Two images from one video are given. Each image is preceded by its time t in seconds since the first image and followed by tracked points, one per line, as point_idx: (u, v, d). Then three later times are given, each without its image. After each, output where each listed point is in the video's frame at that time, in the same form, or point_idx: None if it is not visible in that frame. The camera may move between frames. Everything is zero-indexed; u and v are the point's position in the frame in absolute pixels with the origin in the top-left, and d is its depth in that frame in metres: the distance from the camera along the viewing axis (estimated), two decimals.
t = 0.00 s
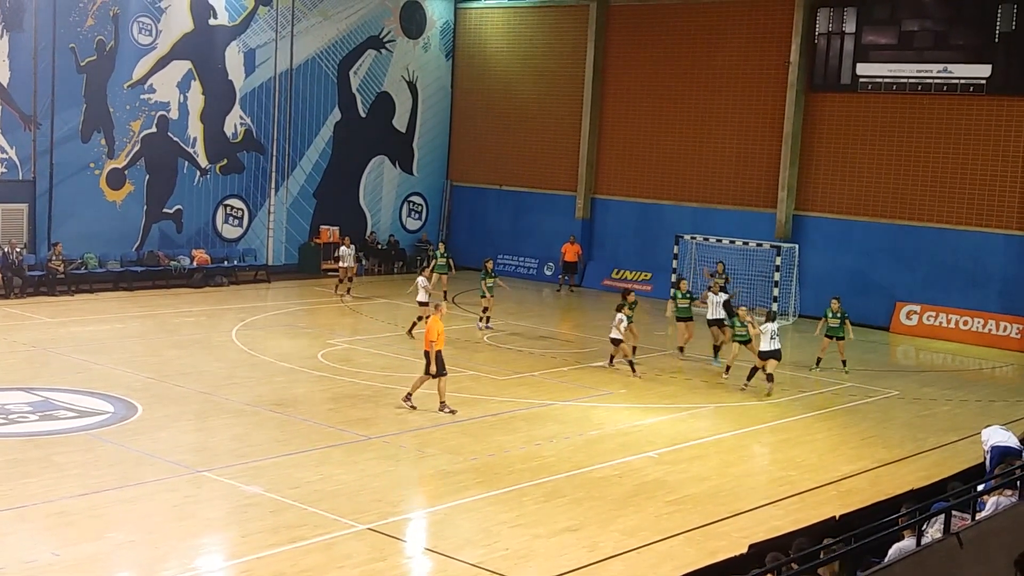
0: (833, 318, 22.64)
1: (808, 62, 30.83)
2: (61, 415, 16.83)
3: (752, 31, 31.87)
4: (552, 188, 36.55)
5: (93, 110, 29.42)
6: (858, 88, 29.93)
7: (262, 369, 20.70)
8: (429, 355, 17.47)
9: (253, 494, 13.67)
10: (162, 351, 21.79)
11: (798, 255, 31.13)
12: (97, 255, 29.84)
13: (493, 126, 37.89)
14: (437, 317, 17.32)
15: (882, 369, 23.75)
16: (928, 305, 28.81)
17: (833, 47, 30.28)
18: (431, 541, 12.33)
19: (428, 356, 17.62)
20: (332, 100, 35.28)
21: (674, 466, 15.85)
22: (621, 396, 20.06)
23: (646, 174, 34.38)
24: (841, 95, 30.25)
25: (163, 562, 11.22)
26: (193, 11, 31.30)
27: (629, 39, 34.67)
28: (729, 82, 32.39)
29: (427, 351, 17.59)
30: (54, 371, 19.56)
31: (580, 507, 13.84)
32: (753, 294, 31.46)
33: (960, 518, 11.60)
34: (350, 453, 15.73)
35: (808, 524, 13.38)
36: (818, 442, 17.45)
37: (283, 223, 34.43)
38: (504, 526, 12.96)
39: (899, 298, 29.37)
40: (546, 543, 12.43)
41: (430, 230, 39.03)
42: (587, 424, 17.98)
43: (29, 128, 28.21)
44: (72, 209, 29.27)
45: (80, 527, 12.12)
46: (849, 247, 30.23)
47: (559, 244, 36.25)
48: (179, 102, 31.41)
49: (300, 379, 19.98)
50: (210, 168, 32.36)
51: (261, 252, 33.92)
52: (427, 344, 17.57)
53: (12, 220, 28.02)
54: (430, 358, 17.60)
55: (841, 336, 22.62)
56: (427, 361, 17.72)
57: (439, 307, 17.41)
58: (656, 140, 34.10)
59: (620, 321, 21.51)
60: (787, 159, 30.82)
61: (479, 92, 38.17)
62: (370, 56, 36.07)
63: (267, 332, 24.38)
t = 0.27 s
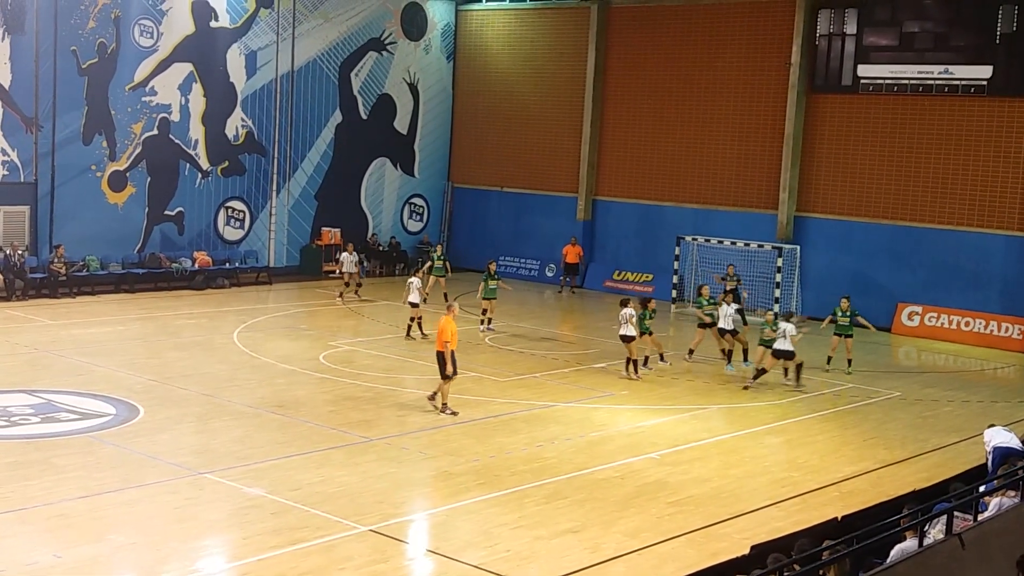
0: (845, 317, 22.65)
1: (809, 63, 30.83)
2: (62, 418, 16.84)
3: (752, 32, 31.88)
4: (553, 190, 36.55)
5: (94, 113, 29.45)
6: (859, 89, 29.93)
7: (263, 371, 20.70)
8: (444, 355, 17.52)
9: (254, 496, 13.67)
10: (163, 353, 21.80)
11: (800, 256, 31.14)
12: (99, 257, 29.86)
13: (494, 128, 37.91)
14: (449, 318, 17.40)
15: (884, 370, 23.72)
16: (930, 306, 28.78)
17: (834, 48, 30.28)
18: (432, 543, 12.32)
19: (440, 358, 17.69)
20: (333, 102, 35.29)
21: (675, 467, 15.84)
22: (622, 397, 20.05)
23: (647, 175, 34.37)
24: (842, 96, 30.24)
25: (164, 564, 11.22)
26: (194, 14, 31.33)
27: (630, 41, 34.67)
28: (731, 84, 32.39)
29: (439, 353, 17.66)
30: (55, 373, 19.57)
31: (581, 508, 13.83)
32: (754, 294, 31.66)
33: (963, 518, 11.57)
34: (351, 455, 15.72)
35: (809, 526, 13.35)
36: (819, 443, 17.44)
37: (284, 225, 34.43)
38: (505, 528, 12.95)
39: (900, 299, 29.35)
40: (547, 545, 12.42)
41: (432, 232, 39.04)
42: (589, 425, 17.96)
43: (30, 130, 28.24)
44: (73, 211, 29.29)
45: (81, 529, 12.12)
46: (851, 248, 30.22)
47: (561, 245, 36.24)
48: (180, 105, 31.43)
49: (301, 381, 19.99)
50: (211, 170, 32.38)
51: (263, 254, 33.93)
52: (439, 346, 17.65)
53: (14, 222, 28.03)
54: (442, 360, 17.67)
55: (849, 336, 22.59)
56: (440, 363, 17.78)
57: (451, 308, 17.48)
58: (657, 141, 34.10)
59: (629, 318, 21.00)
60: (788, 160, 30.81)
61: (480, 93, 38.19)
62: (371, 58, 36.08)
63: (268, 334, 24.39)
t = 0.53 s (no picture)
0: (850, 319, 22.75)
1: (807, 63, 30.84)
2: (58, 415, 16.82)
3: (750, 31, 31.89)
4: (550, 189, 36.55)
5: (91, 110, 29.41)
6: (857, 89, 29.93)
7: (260, 369, 20.69)
8: (454, 355, 17.47)
9: (250, 494, 13.66)
10: (160, 351, 21.78)
11: (797, 256, 31.14)
12: (96, 255, 29.83)
13: (491, 127, 37.92)
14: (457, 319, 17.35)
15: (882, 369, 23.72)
16: (926, 306, 28.83)
17: (832, 48, 30.29)
18: (428, 542, 12.33)
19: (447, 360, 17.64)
20: (331, 100, 35.28)
21: (671, 467, 15.85)
22: (619, 396, 20.06)
23: (644, 174, 34.37)
24: (839, 95, 30.26)
25: (160, 562, 11.21)
26: (192, 11, 31.31)
27: (628, 39, 34.67)
28: (728, 83, 32.38)
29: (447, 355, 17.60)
30: (52, 371, 19.55)
31: (578, 507, 13.84)
32: (751, 295, 31.47)
33: (959, 519, 11.58)
34: (347, 453, 15.71)
35: (805, 525, 13.36)
36: (815, 443, 17.45)
37: (282, 224, 34.44)
38: (502, 527, 12.95)
39: (897, 299, 29.38)
40: (543, 543, 12.42)
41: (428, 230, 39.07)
42: (585, 424, 17.97)
43: (28, 127, 28.20)
44: (70, 209, 29.26)
45: (77, 526, 12.11)
46: (848, 247, 30.24)
47: (558, 245, 36.24)
48: (178, 103, 31.41)
49: (297, 380, 19.97)
50: (208, 168, 32.36)
51: (259, 252, 33.94)
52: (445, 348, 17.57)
53: (11, 220, 27.98)
54: (450, 362, 17.60)
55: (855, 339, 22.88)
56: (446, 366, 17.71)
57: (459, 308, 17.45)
58: (655, 140, 34.11)
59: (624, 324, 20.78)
60: (786, 159, 30.81)
61: (478, 92, 38.20)
62: (369, 56, 36.06)
63: (265, 332, 24.38)
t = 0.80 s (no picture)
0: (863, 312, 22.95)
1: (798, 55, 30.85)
2: (47, 409, 16.80)
3: (741, 24, 31.89)
4: (542, 181, 36.54)
5: (81, 103, 29.31)
6: (847, 81, 29.95)
7: (250, 363, 20.67)
8: (456, 346, 17.63)
9: (239, 487, 13.66)
10: (150, 345, 21.76)
11: (787, 249, 31.10)
12: (86, 248, 29.75)
13: (483, 120, 37.91)
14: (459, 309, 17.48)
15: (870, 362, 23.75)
16: (916, 298, 28.85)
17: (824, 40, 30.31)
18: (417, 534, 12.34)
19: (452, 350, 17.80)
20: (321, 93, 35.23)
21: (660, 459, 15.87)
22: (609, 388, 20.09)
23: (635, 167, 34.39)
24: (830, 88, 30.28)
25: (150, 555, 11.21)
26: (182, 4, 31.23)
27: (619, 32, 34.66)
28: (719, 76, 32.38)
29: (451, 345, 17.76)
30: (41, 365, 19.52)
31: (567, 499, 13.86)
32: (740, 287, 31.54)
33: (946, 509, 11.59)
34: (337, 446, 15.72)
35: (793, 516, 13.39)
36: (804, 434, 17.49)
37: (272, 217, 34.43)
38: (491, 519, 12.97)
39: (886, 291, 29.43)
40: (532, 536, 12.44)
41: (419, 223, 39.08)
42: (575, 416, 17.99)
43: (17, 121, 28.10)
44: (60, 202, 29.17)
45: (65, 520, 12.10)
46: (837, 239, 30.27)
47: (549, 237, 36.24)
48: (168, 96, 31.34)
49: (288, 373, 19.97)
50: (199, 161, 32.31)
51: (249, 245, 33.95)
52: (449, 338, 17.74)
53: None
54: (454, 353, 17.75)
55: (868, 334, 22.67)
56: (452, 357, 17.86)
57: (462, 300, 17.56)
58: (646, 133, 34.11)
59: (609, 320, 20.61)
60: (776, 152, 30.83)
61: (470, 85, 38.17)
62: (360, 49, 35.99)
63: (255, 326, 24.36)
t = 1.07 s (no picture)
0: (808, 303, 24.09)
1: (714, 44, 31.22)
2: None
3: (658, 12, 32.19)
4: (463, 169, 36.50)
5: None
6: (762, 70, 30.41)
7: (165, 353, 20.34)
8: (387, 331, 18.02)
9: (155, 480, 13.46)
10: (60, 336, 21.26)
11: (704, 236, 31.65)
12: None
13: (403, 107, 37.74)
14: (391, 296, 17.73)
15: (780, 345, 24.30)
16: (828, 283, 29.54)
17: (739, 30, 30.65)
18: (337, 523, 12.31)
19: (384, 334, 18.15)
20: (238, 79, 34.73)
21: (578, 443, 16.06)
22: (529, 374, 20.22)
23: (555, 155, 34.56)
24: (745, 76, 30.73)
25: (63, 550, 11.00)
26: None
27: (538, 20, 34.71)
28: (637, 63, 32.65)
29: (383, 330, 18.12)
30: None
31: (486, 485, 13.95)
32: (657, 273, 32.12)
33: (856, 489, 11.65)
34: (254, 436, 15.57)
35: (708, 497, 13.66)
36: (719, 417, 17.83)
37: (187, 205, 33.84)
38: (411, 506, 12.99)
39: (799, 276, 30.07)
40: (452, 522, 12.49)
41: (339, 211, 38.83)
42: (495, 403, 18.08)
43: None
44: None
45: None
46: (753, 225, 30.83)
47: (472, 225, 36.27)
48: (79, 82, 30.56)
49: (204, 363, 19.70)
50: (111, 148, 31.61)
51: (164, 234, 33.37)
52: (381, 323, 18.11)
53: None
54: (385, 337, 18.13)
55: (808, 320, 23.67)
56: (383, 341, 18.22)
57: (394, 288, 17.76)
58: (566, 120, 34.28)
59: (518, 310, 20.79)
60: (693, 140, 31.23)
61: (390, 72, 37.97)
62: (277, 34, 35.55)
63: (172, 316, 23.95)
